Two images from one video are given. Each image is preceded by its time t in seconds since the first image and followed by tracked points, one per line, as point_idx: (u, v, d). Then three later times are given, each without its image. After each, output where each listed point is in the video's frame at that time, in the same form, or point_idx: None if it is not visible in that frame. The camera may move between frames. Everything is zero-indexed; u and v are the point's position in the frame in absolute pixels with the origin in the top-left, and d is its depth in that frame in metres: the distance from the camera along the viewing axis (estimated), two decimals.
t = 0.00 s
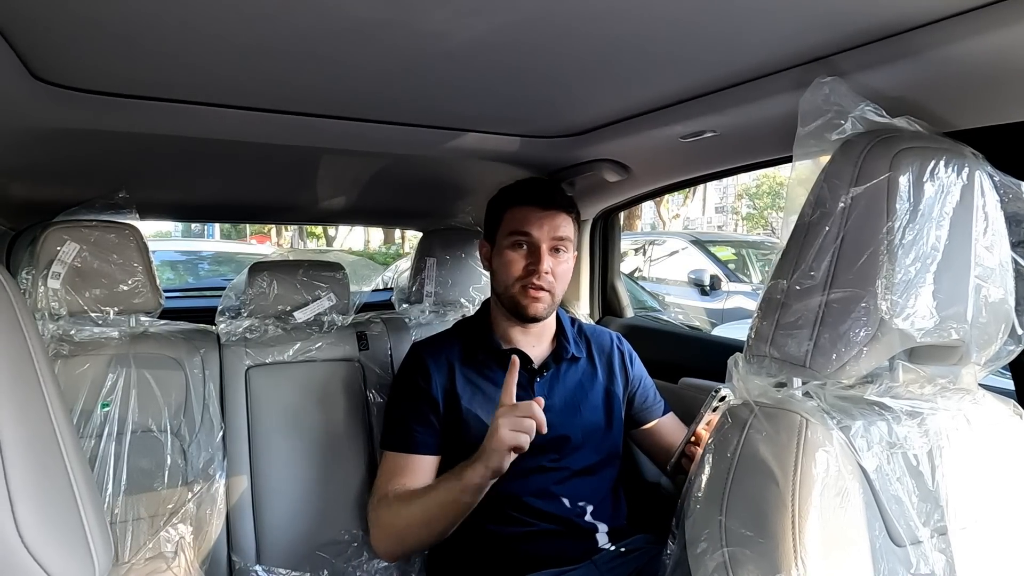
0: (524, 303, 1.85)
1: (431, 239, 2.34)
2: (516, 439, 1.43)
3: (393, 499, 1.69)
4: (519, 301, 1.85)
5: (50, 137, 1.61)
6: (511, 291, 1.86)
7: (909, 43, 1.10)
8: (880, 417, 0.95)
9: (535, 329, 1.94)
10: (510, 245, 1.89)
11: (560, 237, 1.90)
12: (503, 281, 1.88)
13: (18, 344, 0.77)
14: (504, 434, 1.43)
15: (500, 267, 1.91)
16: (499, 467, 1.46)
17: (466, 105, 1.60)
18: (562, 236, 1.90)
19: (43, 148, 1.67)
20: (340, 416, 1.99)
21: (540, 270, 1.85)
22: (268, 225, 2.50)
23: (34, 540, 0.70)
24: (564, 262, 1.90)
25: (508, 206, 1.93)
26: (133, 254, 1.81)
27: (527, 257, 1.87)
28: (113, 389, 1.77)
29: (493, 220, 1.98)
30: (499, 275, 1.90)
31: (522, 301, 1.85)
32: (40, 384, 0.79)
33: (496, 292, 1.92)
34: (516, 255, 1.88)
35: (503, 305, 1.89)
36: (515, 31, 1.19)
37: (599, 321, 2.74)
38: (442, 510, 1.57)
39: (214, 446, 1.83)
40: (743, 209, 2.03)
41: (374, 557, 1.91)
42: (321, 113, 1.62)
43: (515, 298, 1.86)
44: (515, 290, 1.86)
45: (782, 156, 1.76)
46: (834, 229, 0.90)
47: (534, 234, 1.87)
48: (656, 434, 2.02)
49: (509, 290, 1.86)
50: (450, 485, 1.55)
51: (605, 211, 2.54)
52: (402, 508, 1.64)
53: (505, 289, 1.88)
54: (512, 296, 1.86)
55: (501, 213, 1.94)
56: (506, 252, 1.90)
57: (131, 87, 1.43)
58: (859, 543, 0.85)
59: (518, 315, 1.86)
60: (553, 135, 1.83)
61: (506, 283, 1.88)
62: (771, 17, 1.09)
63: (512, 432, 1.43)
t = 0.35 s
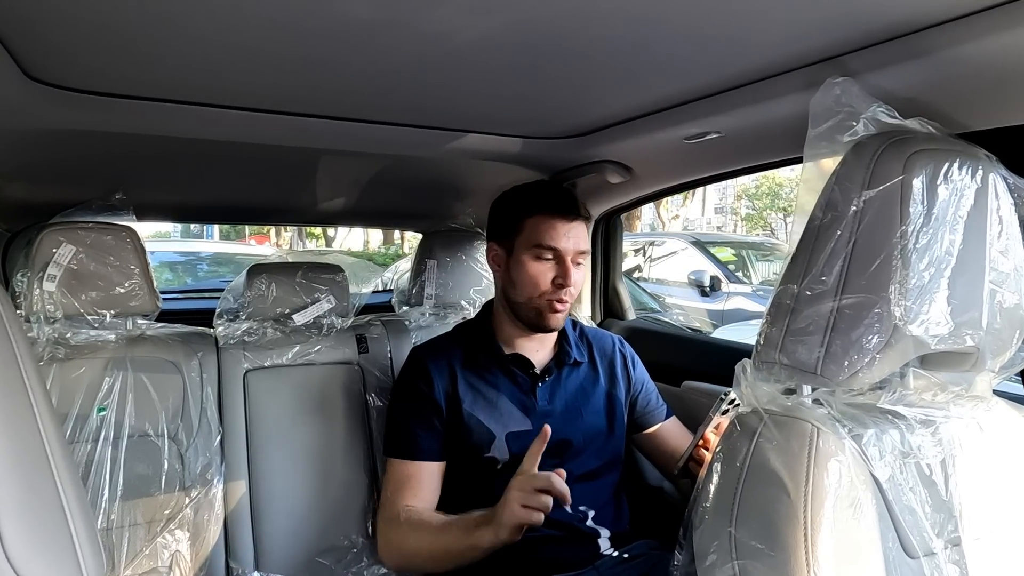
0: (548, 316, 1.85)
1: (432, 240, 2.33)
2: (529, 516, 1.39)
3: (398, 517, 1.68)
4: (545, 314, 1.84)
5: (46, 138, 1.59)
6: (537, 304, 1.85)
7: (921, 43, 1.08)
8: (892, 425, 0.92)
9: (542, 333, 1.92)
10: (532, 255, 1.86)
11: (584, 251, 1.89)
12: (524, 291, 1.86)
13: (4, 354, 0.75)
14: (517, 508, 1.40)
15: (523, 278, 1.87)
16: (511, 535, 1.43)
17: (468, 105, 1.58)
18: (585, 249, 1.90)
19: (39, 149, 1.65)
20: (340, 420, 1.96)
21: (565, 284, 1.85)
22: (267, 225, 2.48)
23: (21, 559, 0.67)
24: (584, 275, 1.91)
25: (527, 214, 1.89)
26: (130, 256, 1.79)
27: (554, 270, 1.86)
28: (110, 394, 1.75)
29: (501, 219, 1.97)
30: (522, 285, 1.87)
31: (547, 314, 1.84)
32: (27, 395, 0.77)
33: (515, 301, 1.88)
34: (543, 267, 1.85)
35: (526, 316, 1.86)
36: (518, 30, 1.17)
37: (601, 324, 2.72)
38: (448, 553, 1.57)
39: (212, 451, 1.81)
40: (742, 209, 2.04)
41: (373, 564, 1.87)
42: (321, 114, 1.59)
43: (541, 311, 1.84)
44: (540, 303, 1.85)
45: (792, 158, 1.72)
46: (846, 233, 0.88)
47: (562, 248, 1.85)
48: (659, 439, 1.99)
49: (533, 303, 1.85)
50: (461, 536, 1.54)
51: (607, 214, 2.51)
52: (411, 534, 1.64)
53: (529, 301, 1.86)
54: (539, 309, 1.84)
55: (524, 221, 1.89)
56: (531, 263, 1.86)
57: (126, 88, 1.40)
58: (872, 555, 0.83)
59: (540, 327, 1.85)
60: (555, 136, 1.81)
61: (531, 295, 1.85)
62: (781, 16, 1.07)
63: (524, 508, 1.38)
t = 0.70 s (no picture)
0: (556, 322, 1.79)
1: (437, 241, 2.28)
2: None
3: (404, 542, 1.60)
4: (553, 322, 1.79)
5: (42, 136, 1.54)
6: (544, 311, 1.80)
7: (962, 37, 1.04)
8: (938, 438, 0.88)
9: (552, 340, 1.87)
10: (545, 261, 1.82)
11: (597, 259, 1.84)
12: (534, 297, 1.82)
13: None
14: None
15: (533, 285, 1.83)
16: None
17: (482, 103, 1.53)
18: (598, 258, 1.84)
19: (35, 147, 1.59)
20: (345, 426, 1.91)
21: (575, 291, 1.79)
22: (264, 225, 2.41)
23: None
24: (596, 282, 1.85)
25: (541, 217, 1.84)
26: (129, 257, 1.74)
27: (564, 277, 1.80)
28: (109, 399, 1.69)
29: (513, 219, 1.93)
30: (532, 292, 1.82)
31: (556, 322, 1.79)
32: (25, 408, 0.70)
33: (524, 308, 1.84)
34: (553, 275, 1.80)
35: (534, 324, 1.82)
36: (541, 23, 1.12)
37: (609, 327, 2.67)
38: None
39: (214, 459, 1.76)
40: (739, 210, 2.07)
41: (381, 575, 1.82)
42: (329, 111, 1.54)
43: (549, 320, 1.79)
44: (549, 309, 1.79)
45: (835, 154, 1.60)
46: (891, 237, 0.84)
47: (575, 255, 1.80)
48: (672, 445, 1.94)
49: (542, 309, 1.80)
50: None
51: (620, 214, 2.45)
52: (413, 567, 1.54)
53: (538, 308, 1.81)
54: (547, 317, 1.79)
55: (535, 227, 1.84)
56: (542, 270, 1.81)
57: (129, 83, 1.35)
58: None
59: (548, 335, 1.81)
60: (568, 135, 1.76)
61: (539, 302, 1.81)
62: (818, 8, 1.02)
63: None
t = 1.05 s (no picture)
0: (563, 322, 1.74)
1: (441, 240, 2.22)
2: None
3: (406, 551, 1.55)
4: (559, 321, 1.74)
5: (36, 128, 1.48)
6: (551, 310, 1.74)
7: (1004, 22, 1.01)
8: (983, 447, 0.83)
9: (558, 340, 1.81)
10: (552, 258, 1.77)
11: (605, 257, 1.79)
12: (540, 295, 1.76)
13: None
14: None
15: (538, 282, 1.77)
16: None
17: (494, 95, 1.48)
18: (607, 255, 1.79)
19: (28, 139, 1.54)
20: (347, 429, 1.86)
21: (583, 289, 1.74)
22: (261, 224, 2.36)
23: None
24: (604, 281, 1.81)
25: (548, 214, 1.79)
26: (124, 255, 1.68)
27: (572, 275, 1.75)
28: (103, 402, 1.64)
29: (521, 217, 1.88)
30: (538, 290, 1.77)
31: (564, 321, 1.74)
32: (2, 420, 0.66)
33: (530, 305, 1.78)
34: (560, 272, 1.76)
35: (540, 322, 1.76)
36: (564, 8, 1.07)
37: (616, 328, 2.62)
38: None
39: (211, 464, 1.70)
40: (736, 211, 2.09)
41: None
42: (335, 103, 1.49)
43: (556, 319, 1.74)
44: (555, 308, 1.74)
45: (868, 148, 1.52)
46: (936, 233, 0.80)
47: (582, 252, 1.75)
48: (682, 449, 1.89)
49: (549, 307, 1.74)
50: None
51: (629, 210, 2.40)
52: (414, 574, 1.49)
53: (544, 307, 1.75)
54: (553, 316, 1.74)
55: (544, 222, 1.80)
56: (548, 267, 1.76)
57: (127, 72, 1.29)
58: None
59: (554, 334, 1.75)
60: (580, 130, 1.72)
61: (546, 300, 1.75)
62: None
63: None
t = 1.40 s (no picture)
0: (578, 317, 1.68)
1: (449, 239, 2.17)
2: None
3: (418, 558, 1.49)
4: (576, 317, 1.68)
5: (33, 116, 1.42)
6: (567, 306, 1.68)
7: None
8: None
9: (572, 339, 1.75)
10: (566, 252, 1.71)
11: (621, 250, 1.74)
12: (553, 291, 1.71)
13: None
14: None
15: (552, 277, 1.72)
16: None
17: (516, 84, 1.42)
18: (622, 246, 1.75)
19: (25, 129, 1.47)
20: (354, 432, 1.80)
21: (598, 283, 1.69)
22: (258, 223, 2.31)
23: None
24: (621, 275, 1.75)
25: (563, 207, 1.75)
26: (124, 251, 1.62)
27: (586, 269, 1.70)
28: (102, 403, 1.58)
29: (532, 213, 1.82)
30: (551, 285, 1.71)
31: (581, 317, 1.68)
32: None
33: (545, 303, 1.72)
34: (576, 266, 1.70)
35: (556, 320, 1.70)
36: None
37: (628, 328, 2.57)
38: None
39: (214, 467, 1.64)
40: (734, 212, 2.13)
41: None
42: (349, 92, 1.44)
43: (573, 315, 1.68)
44: (570, 303, 1.68)
45: (926, 137, 1.46)
46: (1006, 223, 0.75)
47: (597, 244, 1.71)
48: (699, 453, 1.83)
49: (563, 303, 1.69)
50: None
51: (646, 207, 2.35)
52: None
53: (560, 303, 1.69)
54: (570, 312, 1.68)
55: (557, 216, 1.75)
56: (563, 261, 1.71)
57: (134, 58, 1.23)
58: None
59: (572, 331, 1.69)
60: (599, 121, 1.67)
61: (561, 296, 1.70)
62: None
63: None
